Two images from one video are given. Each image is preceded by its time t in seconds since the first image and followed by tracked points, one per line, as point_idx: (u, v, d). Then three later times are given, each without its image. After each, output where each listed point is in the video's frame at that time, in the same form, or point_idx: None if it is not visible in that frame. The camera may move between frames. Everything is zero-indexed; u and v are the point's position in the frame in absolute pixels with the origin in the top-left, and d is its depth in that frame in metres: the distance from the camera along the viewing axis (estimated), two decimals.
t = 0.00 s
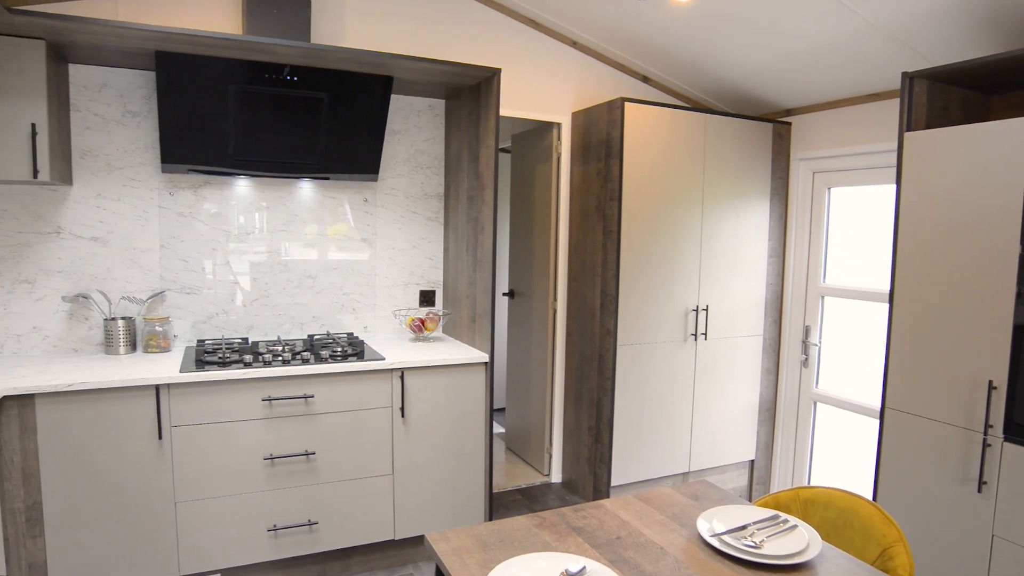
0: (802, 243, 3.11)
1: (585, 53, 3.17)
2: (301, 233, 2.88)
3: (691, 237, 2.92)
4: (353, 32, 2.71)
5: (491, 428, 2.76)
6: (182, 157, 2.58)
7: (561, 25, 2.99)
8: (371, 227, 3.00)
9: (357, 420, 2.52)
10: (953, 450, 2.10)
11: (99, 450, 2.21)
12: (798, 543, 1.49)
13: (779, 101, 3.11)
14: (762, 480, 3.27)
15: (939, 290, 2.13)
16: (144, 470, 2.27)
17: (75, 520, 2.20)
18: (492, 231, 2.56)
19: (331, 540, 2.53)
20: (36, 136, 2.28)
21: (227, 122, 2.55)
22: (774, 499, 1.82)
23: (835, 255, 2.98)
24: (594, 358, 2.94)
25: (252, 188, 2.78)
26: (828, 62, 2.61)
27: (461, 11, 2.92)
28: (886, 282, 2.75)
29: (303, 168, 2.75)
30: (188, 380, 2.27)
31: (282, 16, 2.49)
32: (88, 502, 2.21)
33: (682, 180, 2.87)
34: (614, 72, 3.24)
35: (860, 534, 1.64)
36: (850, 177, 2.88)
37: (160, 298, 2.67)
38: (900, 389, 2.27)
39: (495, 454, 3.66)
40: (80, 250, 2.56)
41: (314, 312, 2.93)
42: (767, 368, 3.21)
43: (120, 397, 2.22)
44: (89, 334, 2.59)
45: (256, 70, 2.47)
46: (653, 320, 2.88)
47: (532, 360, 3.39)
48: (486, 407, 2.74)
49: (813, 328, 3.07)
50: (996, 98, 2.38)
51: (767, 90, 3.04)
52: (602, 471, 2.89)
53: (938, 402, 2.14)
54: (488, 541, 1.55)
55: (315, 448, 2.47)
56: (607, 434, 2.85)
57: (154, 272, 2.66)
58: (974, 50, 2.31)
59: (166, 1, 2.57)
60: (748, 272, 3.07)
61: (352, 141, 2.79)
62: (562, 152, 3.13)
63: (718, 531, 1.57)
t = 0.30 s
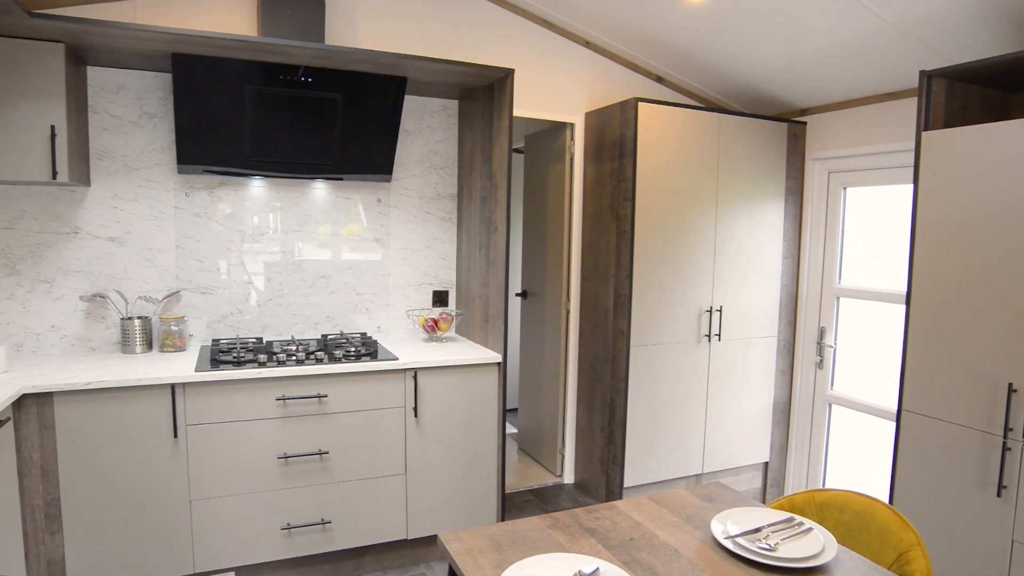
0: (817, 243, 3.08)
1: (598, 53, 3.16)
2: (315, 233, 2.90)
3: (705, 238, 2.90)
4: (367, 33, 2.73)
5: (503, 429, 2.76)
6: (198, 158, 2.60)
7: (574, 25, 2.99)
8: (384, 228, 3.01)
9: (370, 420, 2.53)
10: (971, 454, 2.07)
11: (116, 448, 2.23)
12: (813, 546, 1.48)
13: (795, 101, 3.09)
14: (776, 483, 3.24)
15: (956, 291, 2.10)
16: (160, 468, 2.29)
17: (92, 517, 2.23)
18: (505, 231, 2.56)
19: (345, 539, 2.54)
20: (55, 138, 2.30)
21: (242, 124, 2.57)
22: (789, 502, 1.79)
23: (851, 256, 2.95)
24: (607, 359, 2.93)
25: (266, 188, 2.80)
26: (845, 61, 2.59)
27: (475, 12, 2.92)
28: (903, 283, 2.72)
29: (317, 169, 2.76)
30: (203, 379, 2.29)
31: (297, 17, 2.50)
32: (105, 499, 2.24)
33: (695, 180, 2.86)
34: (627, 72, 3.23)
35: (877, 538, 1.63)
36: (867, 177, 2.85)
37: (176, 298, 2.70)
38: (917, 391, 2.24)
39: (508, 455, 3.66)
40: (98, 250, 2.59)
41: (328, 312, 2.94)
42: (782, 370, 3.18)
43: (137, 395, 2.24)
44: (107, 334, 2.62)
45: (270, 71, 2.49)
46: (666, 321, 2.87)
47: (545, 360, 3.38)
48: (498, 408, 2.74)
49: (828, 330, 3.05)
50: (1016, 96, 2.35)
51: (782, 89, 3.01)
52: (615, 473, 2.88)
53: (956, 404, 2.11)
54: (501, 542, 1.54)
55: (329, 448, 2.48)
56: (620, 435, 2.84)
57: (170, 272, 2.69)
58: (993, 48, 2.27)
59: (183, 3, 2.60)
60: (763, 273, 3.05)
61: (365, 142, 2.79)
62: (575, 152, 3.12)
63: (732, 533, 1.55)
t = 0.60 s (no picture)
0: (827, 243, 3.06)
1: (606, 53, 3.16)
2: (324, 234, 2.90)
3: (714, 238, 2.89)
4: (375, 34, 2.73)
5: (511, 429, 2.75)
6: (207, 159, 2.62)
7: (583, 25, 2.98)
8: (392, 228, 3.01)
9: (378, 420, 2.54)
10: (983, 456, 2.05)
11: (127, 447, 2.25)
12: (823, 548, 1.47)
13: (804, 100, 3.07)
14: (785, 484, 3.23)
15: (968, 292, 2.08)
16: (170, 467, 2.30)
17: (103, 515, 2.24)
18: (514, 231, 2.56)
19: (353, 539, 2.54)
20: (67, 139, 2.32)
21: (251, 124, 2.58)
22: (797, 503, 1.79)
23: (861, 256, 2.93)
24: (615, 359, 2.93)
25: (275, 189, 2.81)
26: (855, 61, 2.57)
27: (483, 12, 2.92)
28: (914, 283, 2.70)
29: (326, 169, 2.77)
30: (212, 379, 2.30)
31: (306, 18, 2.51)
32: (115, 498, 2.25)
33: (704, 180, 2.85)
34: (635, 72, 3.23)
35: (887, 540, 1.61)
36: (877, 176, 2.83)
37: (185, 298, 2.71)
38: (927, 393, 2.22)
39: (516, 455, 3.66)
40: (109, 250, 2.60)
41: (336, 312, 2.95)
42: (791, 370, 3.16)
43: (147, 395, 2.25)
44: (117, 333, 2.64)
45: (279, 72, 2.50)
46: (675, 321, 2.86)
47: (553, 360, 3.38)
48: (506, 408, 2.73)
49: (838, 330, 3.03)
50: None
51: (791, 89, 3.00)
52: (623, 474, 2.88)
53: (968, 406, 2.09)
54: (509, 542, 1.54)
55: (337, 447, 2.48)
56: (628, 435, 2.83)
57: (180, 272, 2.70)
58: (1005, 46, 2.26)
59: (193, 5, 2.61)
60: (772, 273, 3.03)
61: (373, 142, 2.80)
62: (583, 152, 3.12)
63: (741, 534, 1.54)
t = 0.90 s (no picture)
0: (841, 244, 3.04)
1: (618, 53, 3.15)
2: (336, 234, 2.92)
3: (727, 238, 2.87)
4: (387, 35, 2.74)
5: (523, 429, 2.75)
6: (221, 160, 2.63)
7: (595, 25, 2.98)
8: (404, 228, 3.02)
9: (391, 420, 2.54)
10: (1001, 460, 2.03)
11: (141, 445, 2.26)
12: (838, 551, 1.45)
13: (818, 100, 3.05)
14: (798, 486, 3.21)
15: (986, 293, 2.06)
16: (184, 465, 2.31)
17: (118, 512, 2.26)
18: (526, 231, 2.56)
19: (365, 538, 2.55)
20: (83, 140, 2.34)
21: (265, 125, 2.59)
22: (812, 506, 1.78)
23: (876, 257, 2.91)
24: (627, 360, 2.92)
25: (288, 189, 2.82)
26: (870, 59, 2.55)
27: (495, 13, 2.92)
28: (930, 284, 2.67)
29: (338, 170, 2.78)
30: (226, 378, 2.31)
31: (319, 19, 2.52)
32: (130, 495, 2.27)
33: (717, 180, 2.83)
34: (647, 72, 3.22)
35: (901, 543, 1.60)
36: (892, 176, 2.81)
37: (199, 297, 2.73)
38: (943, 395, 2.20)
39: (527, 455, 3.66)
40: (124, 250, 2.63)
41: (349, 312, 2.96)
42: (804, 372, 3.14)
43: (161, 393, 2.27)
44: (132, 332, 2.66)
45: (292, 73, 2.51)
46: (687, 322, 2.85)
47: (565, 361, 3.38)
48: (518, 409, 2.73)
49: (852, 332, 3.00)
50: None
51: (805, 88, 2.98)
52: (635, 475, 2.87)
53: (985, 409, 2.07)
54: (521, 542, 1.54)
55: (349, 447, 2.49)
56: (640, 436, 2.82)
57: (194, 272, 2.72)
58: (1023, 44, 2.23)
59: (207, 7, 2.63)
60: (785, 273, 3.01)
61: (385, 143, 2.81)
62: (596, 152, 3.11)
63: (754, 536, 1.53)
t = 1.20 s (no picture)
0: (860, 244, 3.00)
1: (634, 53, 3.14)
2: (352, 234, 2.93)
3: (744, 239, 2.85)
4: (404, 37, 2.75)
5: (538, 430, 2.74)
6: (239, 161, 2.66)
7: (611, 25, 2.97)
8: (420, 229, 3.03)
9: (406, 419, 2.55)
10: None
11: (160, 443, 2.29)
12: (857, 555, 1.43)
13: (837, 99, 3.02)
14: (816, 489, 3.18)
15: (1010, 294, 2.02)
16: (202, 463, 2.33)
17: (138, 509, 2.29)
18: (542, 231, 2.55)
19: (380, 537, 2.56)
20: (104, 142, 2.37)
21: (282, 126, 2.61)
22: (830, 510, 1.76)
23: (895, 258, 2.87)
24: (642, 361, 2.91)
25: (305, 190, 2.84)
26: (890, 58, 2.52)
27: (511, 13, 2.92)
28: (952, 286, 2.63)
29: (354, 170, 2.79)
30: (243, 378, 2.33)
31: (336, 21, 2.54)
32: (149, 493, 2.29)
33: (734, 180, 2.81)
34: (663, 72, 3.20)
35: (922, 548, 1.57)
36: (912, 176, 2.77)
37: (217, 297, 2.75)
38: (964, 398, 2.17)
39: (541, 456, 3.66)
40: (143, 250, 2.66)
41: (364, 312, 2.97)
42: (822, 374, 3.11)
43: (180, 392, 2.29)
44: (151, 332, 2.69)
45: (310, 74, 2.52)
46: (703, 324, 2.83)
47: (580, 361, 3.37)
48: (533, 409, 2.73)
49: (871, 334, 2.97)
50: None
51: (823, 87, 2.95)
52: (650, 476, 2.85)
53: (1008, 413, 2.03)
54: (537, 543, 1.54)
55: (365, 447, 2.50)
56: (656, 438, 2.81)
57: (212, 272, 2.74)
58: None
59: (226, 9, 2.66)
60: (803, 274, 2.98)
61: (401, 143, 2.81)
62: (611, 152, 3.10)
63: (772, 540, 1.52)
